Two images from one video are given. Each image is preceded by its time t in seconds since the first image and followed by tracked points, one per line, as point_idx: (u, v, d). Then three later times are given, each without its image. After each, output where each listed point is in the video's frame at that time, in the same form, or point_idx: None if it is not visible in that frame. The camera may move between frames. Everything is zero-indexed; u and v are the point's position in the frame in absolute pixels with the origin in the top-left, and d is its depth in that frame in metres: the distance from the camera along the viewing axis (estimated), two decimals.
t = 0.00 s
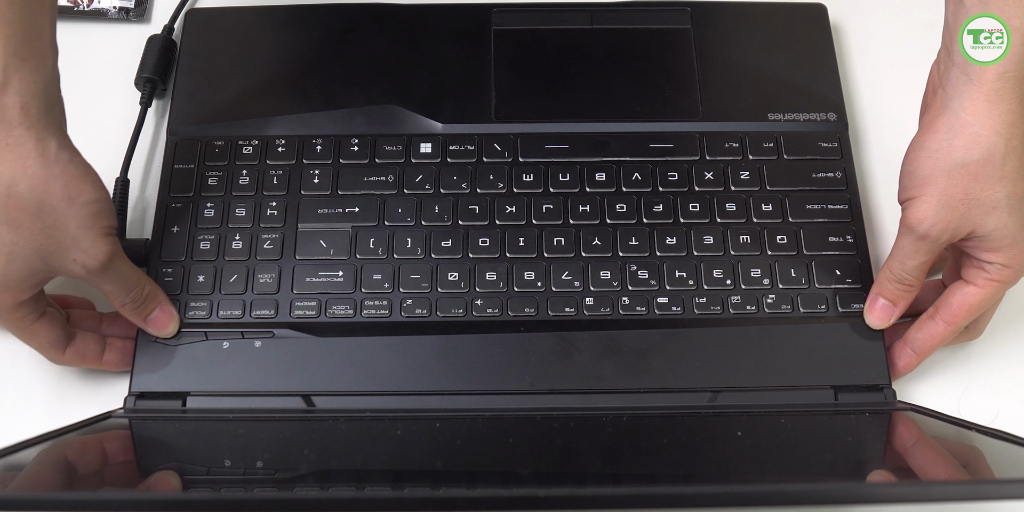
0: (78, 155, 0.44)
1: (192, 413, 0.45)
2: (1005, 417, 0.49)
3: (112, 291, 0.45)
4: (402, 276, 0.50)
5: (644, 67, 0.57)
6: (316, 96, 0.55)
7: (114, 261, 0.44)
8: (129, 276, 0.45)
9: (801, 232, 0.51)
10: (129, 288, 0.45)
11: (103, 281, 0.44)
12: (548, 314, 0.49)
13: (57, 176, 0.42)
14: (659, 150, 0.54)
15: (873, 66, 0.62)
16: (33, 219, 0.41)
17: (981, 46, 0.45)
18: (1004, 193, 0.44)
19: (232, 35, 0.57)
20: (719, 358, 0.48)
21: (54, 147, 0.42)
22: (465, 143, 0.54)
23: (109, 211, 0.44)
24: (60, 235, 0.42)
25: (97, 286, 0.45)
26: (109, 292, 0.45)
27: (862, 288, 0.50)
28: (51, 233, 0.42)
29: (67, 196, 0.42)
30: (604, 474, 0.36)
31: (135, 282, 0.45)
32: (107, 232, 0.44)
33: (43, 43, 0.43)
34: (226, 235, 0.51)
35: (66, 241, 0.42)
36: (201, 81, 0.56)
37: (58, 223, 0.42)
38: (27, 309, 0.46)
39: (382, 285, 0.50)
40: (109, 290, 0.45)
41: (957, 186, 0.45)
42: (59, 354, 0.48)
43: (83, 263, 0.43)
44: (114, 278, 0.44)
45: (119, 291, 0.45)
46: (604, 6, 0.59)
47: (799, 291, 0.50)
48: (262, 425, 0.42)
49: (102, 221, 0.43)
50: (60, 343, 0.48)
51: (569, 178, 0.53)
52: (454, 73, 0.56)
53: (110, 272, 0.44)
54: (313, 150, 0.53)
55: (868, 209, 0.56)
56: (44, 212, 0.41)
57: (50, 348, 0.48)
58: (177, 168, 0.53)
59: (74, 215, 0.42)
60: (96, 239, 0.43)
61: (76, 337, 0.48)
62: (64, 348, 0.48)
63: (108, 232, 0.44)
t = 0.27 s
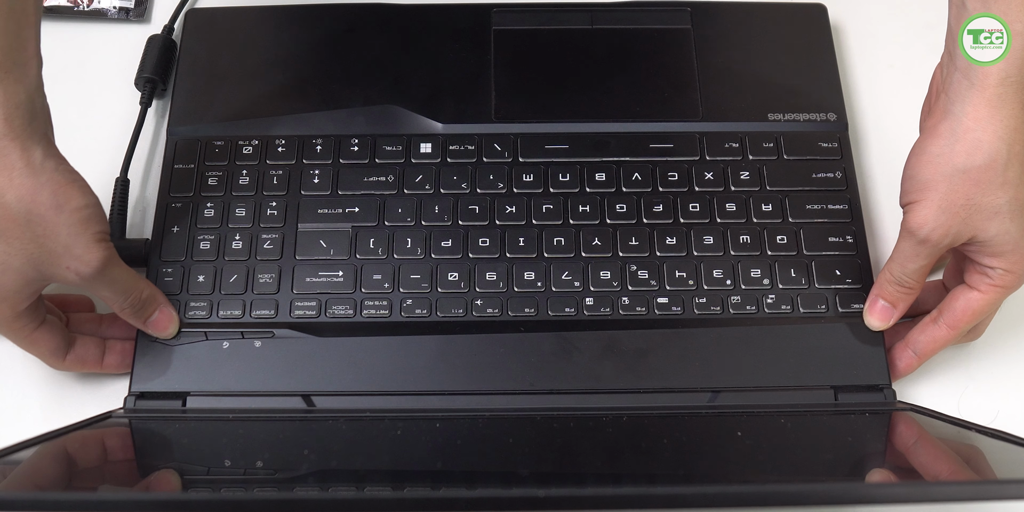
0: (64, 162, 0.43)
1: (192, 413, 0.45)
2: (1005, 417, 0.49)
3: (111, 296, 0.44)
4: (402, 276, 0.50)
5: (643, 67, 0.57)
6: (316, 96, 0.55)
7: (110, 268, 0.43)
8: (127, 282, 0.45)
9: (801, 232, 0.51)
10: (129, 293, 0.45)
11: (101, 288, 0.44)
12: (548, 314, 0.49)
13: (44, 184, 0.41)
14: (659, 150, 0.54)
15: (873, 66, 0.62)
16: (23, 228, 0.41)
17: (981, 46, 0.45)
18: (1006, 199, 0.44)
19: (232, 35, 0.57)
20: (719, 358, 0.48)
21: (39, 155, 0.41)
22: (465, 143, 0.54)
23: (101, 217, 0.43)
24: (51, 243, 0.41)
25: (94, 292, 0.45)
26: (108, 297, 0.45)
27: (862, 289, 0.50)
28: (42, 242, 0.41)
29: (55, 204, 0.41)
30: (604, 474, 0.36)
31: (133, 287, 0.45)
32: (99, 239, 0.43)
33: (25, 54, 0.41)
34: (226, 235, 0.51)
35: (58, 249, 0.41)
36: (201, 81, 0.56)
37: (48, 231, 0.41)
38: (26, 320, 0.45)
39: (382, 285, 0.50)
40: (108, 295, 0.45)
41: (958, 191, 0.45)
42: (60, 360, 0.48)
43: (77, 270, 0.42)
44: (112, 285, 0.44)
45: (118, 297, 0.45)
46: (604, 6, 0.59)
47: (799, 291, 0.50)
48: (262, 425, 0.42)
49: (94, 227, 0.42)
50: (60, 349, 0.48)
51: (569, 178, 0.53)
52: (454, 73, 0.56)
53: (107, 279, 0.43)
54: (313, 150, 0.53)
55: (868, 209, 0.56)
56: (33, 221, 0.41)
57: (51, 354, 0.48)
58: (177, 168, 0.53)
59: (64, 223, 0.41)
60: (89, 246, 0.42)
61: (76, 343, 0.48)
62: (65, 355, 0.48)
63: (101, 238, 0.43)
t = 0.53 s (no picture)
0: (61, 165, 0.43)
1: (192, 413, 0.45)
2: (1005, 417, 0.49)
3: (111, 300, 0.44)
4: (402, 276, 0.50)
5: (644, 68, 0.57)
6: (316, 96, 0.55)
7: (109, 271, 0.43)
8: (128, 287, 0.44)
9: (801, 232, 0.51)
10: (129, 298, 0.44)
11: (100, 291, 0.44)
12: (548, 314, 0.49)
13: (42, 187, 0.41)
14: (659, 150, 0.54)
15: (873, 66, 0.62)
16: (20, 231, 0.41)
17: (982, 46, 0.45)
18: (1007, 201, 0.44)
19: (232, 35, 0.57)
20: (719, 358, 0.48)
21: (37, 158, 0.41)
22: (465, 143, 0.54)
23: (99, 219, 0.43)
24: (47, 245, 0.41)
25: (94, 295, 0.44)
26: (108, 301, 0.44)
27: (862, 289, 0.50)
28: (39, 244, 0.41)
29: (52, 206, 0.41)
30: (604, 474, 0.36)
31: (134, 291, 0.45)
32: (98, 241, 0.42)
33: (25, 58, 0.42)
34: (226, 235, 0.51)
35: (54, 251, 0.41)
36: (201, 80, 0.56)
37: (45, 233, 0.41)
38: (26, 322, 0.45)
39: (382, 285, 0.50)
40: (108, 299, 0.44)
41: (958, 193, 0.45)
42: (60, 362, 0.48)
43: (75, 272, 0.42)
44: (111, 289, 0.44)
45: (118, 301, 0.44)
46: (604, 6, 0.59)
47: (799, 291, 0.50)
48: (262, 425, 0.42)
49: (91, 229, 0.42)
50: (60, 350, 0.48)
51: (569, 178, 0.53)
52: (454, 73, 0.56)
53: (106, 283, 0.43)
54: (313, 150, 0.53)
55: (868, 209, 0.56)
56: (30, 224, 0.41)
57: (51, 356, 0.48)
58: (177, 167, 0.53)
59: (60, 225, 0.41)
60: (87, 248, 0.42)
61: (76, 344, 0.48)
62: (65, 356, 0.48)
63: (100, 240, 0.43)
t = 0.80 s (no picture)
0: (64, 165, 0.43)
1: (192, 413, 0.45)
2: (1005, 417, 0.49)
3: (111, 302, 0.44)
4: (402, 276, 0.50)
5: (643, 68, 0.57)
6: (316, 96, 0.55)
7: (109, 272, 0.43)
8: (129, 289, 0.44)
9: (801, 232, 0.51)
10: (130, 301, 0.44)
11: (100, 293, 0.43)
12: (548, 314, 0.49)
13: (43, 187, 0.41)
14: (659, 150, 0.54)
15: (873, 66, 0.62)
16: (20, 231, 0.41)
17: (982, 46, 0.45)
18: (1008, 203, 0.44)
19: (232, 35, 0.57)
20: (719, 358, 0.48)
21: (38, 158, 0.41)
22: (465, 143, 0.54)
23: (99, 219, 0.43)
24: (48, 245, 0.41)
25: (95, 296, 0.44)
26: (109, 303, 0.44)
27: (862, 289, 0.50)
28: (40, 245, 0.41)
29: (53, 207, 0.41)
30: (604, 474, 0.36)
31: (135, 294, 0.44)
32: (98, 241, 0.43)
33: (27, 58, 0.42)
34: (226, 235, 0.51)
35: (55, 252, 0.41)
36: (201, 80, 0.56)
37: (46, 233, 0.41)
38: (26, 321, 0.45)
39: (382, 285, 0.50)
40: (109, 302, 0.44)
41: (959, 195, 0.45)
42: (61, 361, 0.48)
43: (75, 272, 0.42)
44: (112, 291, 0.43)
45: (119, 304, 0.44)
46: (604, 6, 0.59)
47: (799, 291, 0.50)
48: (262, 425, 0.42)
49: (92, 230, 0.42)
50: (61, 349, 0.48)
51: (569, 178, 0.53)
52: (454, 73, 0.56)
53: (106, 285, 0.43)
54: (313, 150, 0.53)
55: (868, 209, 0.56)
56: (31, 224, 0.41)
57: (51, 356, 0.48)
58: (177, 168, 0.53)
59: (62, 225, 0.41)
60: (88, 249, 0.42)
61: (76, 344, 0.48)
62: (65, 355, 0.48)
63: (100, 240, 0.43)
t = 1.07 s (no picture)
0: (62, 165, 0.42)
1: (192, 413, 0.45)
2: (1005, 417, 0.49)
3: (109, 298, 0.45)
4: (402, 276, 0.50)
5: (643, 68, 0.57)
6: (316, 96, 0.55)
7: (108, 267, 0.43)
8: (125, 283, 0.45)
9: (801, 232, 0.51)
10: (127, 294, 0.45)
11: (99, 289, 0.44)
12: (548, 314, 0.49)
13: (43, 189, 0.41)
14: (659, 150, 0.54)
15: (873, 66, 0.62)
16: (21, 233, 0.40)
17: (981, 46, 0.45)
18: (1010, 204, 0.44)
19: (232, 35, 0.57)
20: (719, 358, 0.48)
21: (38, 158, 0.41)
22: (465, 143, 0.54)
23: (99, 219, 0.43)
24: (49, 247, 0.41)
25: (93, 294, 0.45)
26: (106, 299, 0.45)
27: (862, 289, 0.50)
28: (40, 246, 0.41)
29: (54, 209, 0.41)
30: (604, 474, 0.36)
31: (131, 287, 0.45)
32: (98, 240, 0.43)
33: (24, 58, 0.41)
34: (226, 235, 0.51)
35: (56, 252, 0.41)
36: (202, 80, 0.56)
37: (47, 235, 0.41)
38: (25, 320, 0.45)
39: (382, 285, 0.50)
40: (105, 297, 0.45)
41: (962, 196, 0.45)
42: (61, 361, 0.48)
43: (75, 270, 0.42)
44: (110, 285, 0.44)
45: (116, 298, 0.45)
46: (604, 6, 0.59)
47: (799, 291, 0.50)
48: (262, 425, 0.42)
49: (92, 229, 0.43)
50: (60, 349, 0.48)
51: (569, 178, 0.53)
52: (454, 73, 0.56)
53: (105, 280, 0.44)
54: (313, 150, 0.53)
55: (868, 209, 0.56)
56: (31, 226, 0.41)
57: (51, 355, 0.48)
58: (177, 168, 0.53)
59: (63, 227, 0.41)
60: (88, 247, 0.42)
61: (76, 344, 0.48)
62: (65, 355, 0.48)
63: (100, 239, 0.43)
